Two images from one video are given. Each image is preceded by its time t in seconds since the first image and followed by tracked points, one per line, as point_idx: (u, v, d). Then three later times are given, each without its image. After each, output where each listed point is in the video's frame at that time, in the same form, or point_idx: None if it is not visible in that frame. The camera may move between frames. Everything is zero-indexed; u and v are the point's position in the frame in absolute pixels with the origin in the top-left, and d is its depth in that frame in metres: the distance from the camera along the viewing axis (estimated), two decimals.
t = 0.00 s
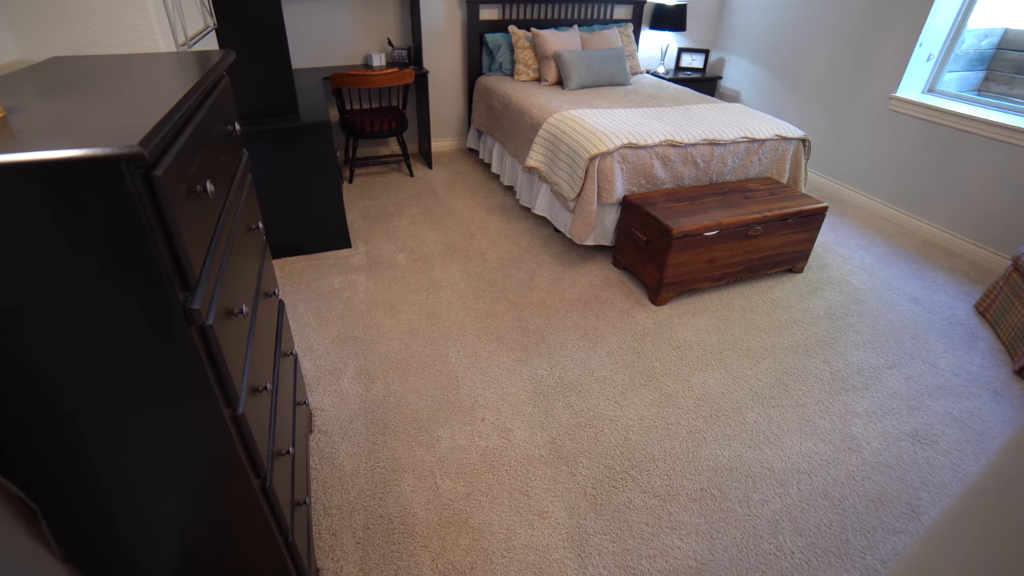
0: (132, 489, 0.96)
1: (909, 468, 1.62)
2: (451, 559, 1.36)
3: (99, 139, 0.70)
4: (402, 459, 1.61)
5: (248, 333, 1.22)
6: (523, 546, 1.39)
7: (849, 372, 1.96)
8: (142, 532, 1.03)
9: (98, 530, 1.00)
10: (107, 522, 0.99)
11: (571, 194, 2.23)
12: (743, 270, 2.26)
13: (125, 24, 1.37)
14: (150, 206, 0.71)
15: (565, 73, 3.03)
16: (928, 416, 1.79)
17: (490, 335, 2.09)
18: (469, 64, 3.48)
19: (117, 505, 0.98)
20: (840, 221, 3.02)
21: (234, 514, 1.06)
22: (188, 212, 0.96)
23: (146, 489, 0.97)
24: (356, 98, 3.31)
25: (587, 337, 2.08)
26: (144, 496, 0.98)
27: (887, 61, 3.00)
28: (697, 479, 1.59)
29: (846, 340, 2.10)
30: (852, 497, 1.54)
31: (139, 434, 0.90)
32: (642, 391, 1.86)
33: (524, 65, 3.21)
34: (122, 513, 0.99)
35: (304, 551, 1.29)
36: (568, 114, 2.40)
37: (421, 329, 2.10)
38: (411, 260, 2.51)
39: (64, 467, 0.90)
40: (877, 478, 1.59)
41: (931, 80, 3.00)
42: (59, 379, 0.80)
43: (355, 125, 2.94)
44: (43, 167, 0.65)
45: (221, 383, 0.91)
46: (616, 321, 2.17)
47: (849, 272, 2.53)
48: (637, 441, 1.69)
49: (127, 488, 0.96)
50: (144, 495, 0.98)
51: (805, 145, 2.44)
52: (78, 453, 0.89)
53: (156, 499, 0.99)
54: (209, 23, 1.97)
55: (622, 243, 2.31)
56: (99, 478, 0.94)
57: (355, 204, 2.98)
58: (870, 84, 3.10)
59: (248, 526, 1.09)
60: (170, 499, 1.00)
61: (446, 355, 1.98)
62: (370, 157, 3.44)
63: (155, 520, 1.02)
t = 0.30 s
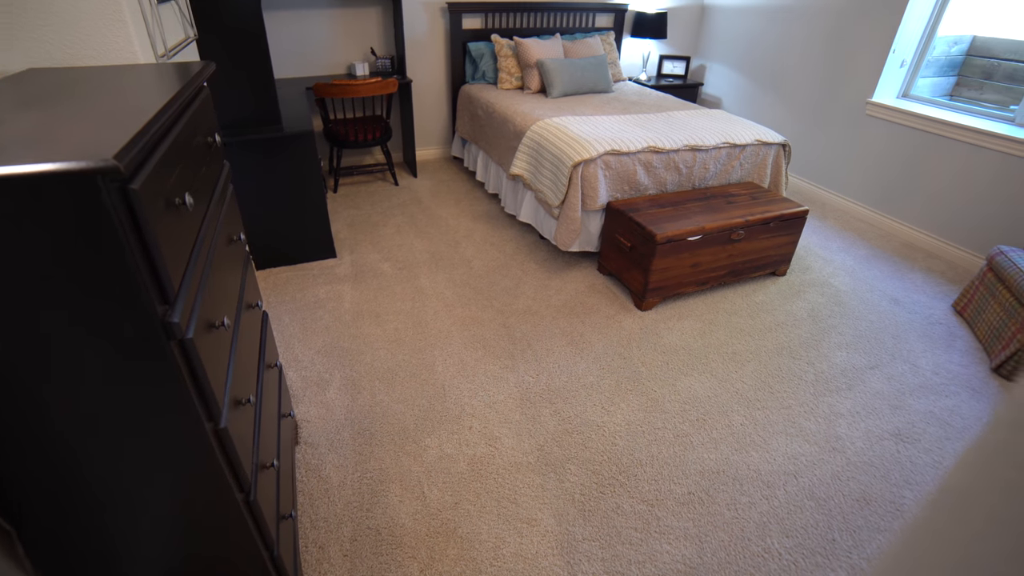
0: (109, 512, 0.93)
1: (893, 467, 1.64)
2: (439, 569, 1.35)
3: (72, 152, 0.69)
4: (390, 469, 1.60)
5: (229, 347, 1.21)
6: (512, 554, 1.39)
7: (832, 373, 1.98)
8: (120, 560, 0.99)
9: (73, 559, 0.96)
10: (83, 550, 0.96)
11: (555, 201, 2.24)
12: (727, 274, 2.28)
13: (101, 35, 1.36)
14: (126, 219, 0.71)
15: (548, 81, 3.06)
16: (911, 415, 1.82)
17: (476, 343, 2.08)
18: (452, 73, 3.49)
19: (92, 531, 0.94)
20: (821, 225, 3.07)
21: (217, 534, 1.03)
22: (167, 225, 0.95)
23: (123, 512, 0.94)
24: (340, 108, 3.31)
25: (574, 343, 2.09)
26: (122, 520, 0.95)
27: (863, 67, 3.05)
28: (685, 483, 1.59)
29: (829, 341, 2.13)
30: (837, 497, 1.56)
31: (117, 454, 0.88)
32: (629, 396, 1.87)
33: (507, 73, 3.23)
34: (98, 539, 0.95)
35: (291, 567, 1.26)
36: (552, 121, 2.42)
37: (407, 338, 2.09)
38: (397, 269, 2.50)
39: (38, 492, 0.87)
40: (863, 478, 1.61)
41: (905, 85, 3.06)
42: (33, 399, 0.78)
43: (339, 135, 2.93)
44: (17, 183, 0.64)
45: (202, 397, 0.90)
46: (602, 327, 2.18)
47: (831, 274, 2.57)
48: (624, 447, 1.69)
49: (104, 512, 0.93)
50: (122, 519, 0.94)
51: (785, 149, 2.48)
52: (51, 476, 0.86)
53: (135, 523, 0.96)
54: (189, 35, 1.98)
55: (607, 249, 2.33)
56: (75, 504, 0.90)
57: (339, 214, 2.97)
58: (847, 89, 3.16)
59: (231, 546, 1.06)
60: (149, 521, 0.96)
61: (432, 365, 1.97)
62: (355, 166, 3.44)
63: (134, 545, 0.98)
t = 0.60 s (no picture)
0: (91, 533, 0.91)
1: (881, 469, 1.66)
2: None
3: (53, 165, 0.69)
4: (380, 480, 1.59)
5: (216, 360, 1.19)
6: (504, 563, 1.38)
7: (820, 376, 2.00)
8: None
9: None
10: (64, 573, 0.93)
11: (544, 209, 2.25)
12: (715, 280, 2.30)
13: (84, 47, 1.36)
14: (109, 231, 0.70)
15: (536, 90, 3.08)
16: (898, 417, 1.84)
17: (466, 351, 2.08)
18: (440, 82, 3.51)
19: (74, 553, 0.91)
20: (807, 229, 3.10)
21: (204, 552, 1.01)
22: (151, 237, 0.94)
23: (106, 532, 0.91)
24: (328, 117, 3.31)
25: (564, 351, 2.10)
26: (105, 540, 0.92)
27: (845, 73, 3.10)
28: (675, 488, 1.60)
29: (817, 344, 2.15)
30: (827, 500, 1.57)
31: (101, 471, 0.86)
32: (619, 402, 1.88)
33: (494, 82, 3.25)
34: (80, 561, 0.92)
35: None
36: (539, 130, 2.44)
37: (397, 347, 2.09)
38: (386, 278, 2.50)
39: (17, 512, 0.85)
40: (852, 481, 1.62)
41: (886, 91, 3.11)
42: (14, 415, 0.77)
43: (327, 144, 2.93)
44: None
45: (188, 411, 0.88)
46: (592, 333, 2.19)
47: (818, 278, 2.60)
48: (615, 453, 1.69)
49: (86, 532, 0.90)
50: (105, 539, 0.92)
51: (770, 155, 2.51)
52: (32, 496, 0.84)
53: (119, 543, 0.93)
54: (175, 45, 1.98)
55: (595, 256, 2.34)
56: (56, 524, 0.88)
57: (328, 223, 2.96)
58: (830, 96, 3.21)
59: (219, 564, 1.04)
60: (133, 541, 0.94)
61: (422, 374, 1.97)
62: (343, 175, 3.43)
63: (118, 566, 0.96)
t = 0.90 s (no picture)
0: (75, 552, 0.89)
1: (870, 472, 1.67)
2: None
3: (34, 178, 0.69)
4: (369, 492, 1.58)
5: (202, 373, 1.18)
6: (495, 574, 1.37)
7: (809, 381, 2.01)
8: None
9: None
10: None
11: (533, 218, 2.26)
12: (703, 287, 2.32)
13: (70, 59, 1.35)
14: (92, 246, 0.70)
15: (523, 99, 3.11)
16: (885, 420, 1.86)
17: (456, 361, 2.08)
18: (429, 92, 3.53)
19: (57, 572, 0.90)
20: (793, 235, 3.14)
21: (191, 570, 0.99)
22: (135, 250, 0.94)
23: (91, 551, 0.90)
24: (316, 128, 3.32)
25: (554, 359, 2.10)
26: (90, 559, 0.90)
27: (828, 81, 3.15)
28: (666, 495, 1.60)
29: (805, 350, 2.17)
30: (817, 505, 1.58)
31: (84, 488, 0.84)
32: (609, 410, 1.88)
33: (482, 92, 3.27)
34: None
35: None
36: (527, 139, 2.46)
37: (386, 358, 2.08)
38: (375, 288, 2.50)
39: None
40: (841, 484, 1.63)
41: (868, 99, 3.16)
42: None
43: (315, 155, 2.93)
44: None
45: (174, 425, 0.87)
46: (581, 342, 2.19)
47: (805, 284, 2.63)
48: (606, 461, 1.70)
49: (69, 552, 0.88)
50: (89, 558, 0.90)
51: (756, 163, 2.55)
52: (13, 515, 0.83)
53: (103, 562, 0.91)
54: (162, 57, 1.98)
55: (584, 264, 2.35)
56: (37, 542, 0.86)
57: (316, 234, 2.96)
58: (813, 103, 3.26)
59: None
60: (118, 560, 0.92)
61: (412, 384, 1.96)
62: (332, 186, 3.43)
63: None
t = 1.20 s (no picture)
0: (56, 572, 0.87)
1: (858, 476, 1.69)
2: None
3: (16, 193, 0.68)
4: (359, 504, 1.56)
5: (188, 388, 1.17)
6: None
7: (797, 387, 2.03)
8: None
9: None
10: None
11: (521, 227, 2.27)
12: (691, 294, 2.33)
13: (54, 71, 1.34)
14: (75, 261, 0.69)
15: (511, 109, 3.13)
16: (873, 424, 1.87)
17: (445, 371, 2.08)
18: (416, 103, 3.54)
19: None
20: (779, 241, 3.18)
21: None
22: (120, 264, 0.93)
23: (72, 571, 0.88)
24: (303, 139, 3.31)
25: (543, 368, 2.10)
26: None
27: (810, 90, 3.21)
28: (658, 503, 1.60)
29: (793, 355, 2.19)
30: (807, 509, 1.58)
31: (67, 506, 0.83)
32: (600, 418, 1.88)
33: (470, 102, 3.29)
34: None
35: None
36: (515, 149, 2.47)
37: (375, 369, 2.07)
38: (364, 299, 2.49)
39: None
40: (830, 489, 1.64)
41: (850, 107, 3.22)
42: None
43: (303, 166, 2.93)
44: None
45: (159, 441, 0.86)
46: (570, 350, 2.20)
47: (792, 290, 2.65)
48: (596, 470, 1.70)
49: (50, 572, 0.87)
50: None
51: (741, 171, 2.58)
52: None
53: None
54: (147, 69, 1.98)
55: (573, 273, 2.36)
56: (16, 562, 0.84)
57: (305, 245, 2.95)
58: (796, 111, 3.31)
59: None
60: None
61: (401, 395, 1.95)
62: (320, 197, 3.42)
63: None
